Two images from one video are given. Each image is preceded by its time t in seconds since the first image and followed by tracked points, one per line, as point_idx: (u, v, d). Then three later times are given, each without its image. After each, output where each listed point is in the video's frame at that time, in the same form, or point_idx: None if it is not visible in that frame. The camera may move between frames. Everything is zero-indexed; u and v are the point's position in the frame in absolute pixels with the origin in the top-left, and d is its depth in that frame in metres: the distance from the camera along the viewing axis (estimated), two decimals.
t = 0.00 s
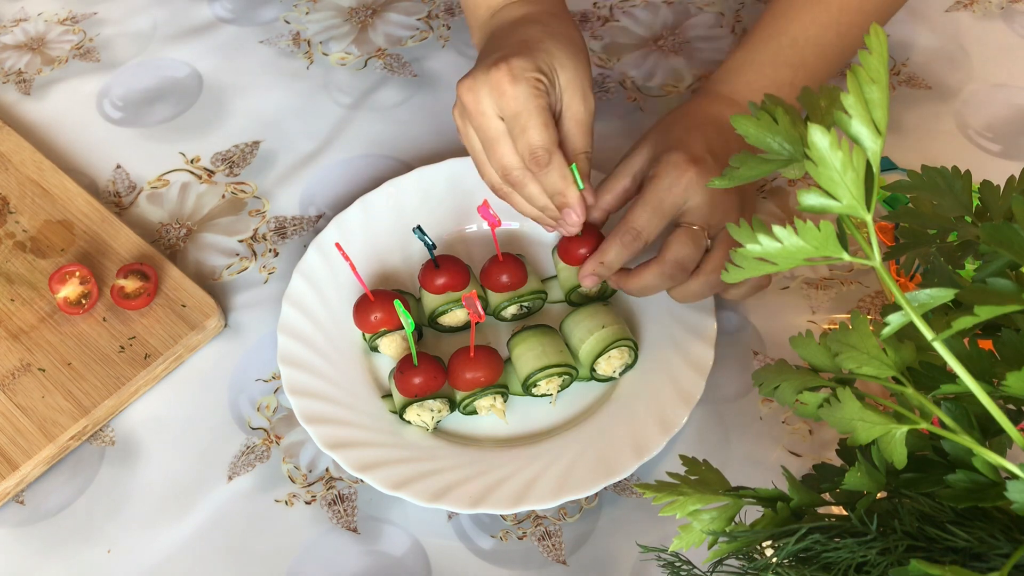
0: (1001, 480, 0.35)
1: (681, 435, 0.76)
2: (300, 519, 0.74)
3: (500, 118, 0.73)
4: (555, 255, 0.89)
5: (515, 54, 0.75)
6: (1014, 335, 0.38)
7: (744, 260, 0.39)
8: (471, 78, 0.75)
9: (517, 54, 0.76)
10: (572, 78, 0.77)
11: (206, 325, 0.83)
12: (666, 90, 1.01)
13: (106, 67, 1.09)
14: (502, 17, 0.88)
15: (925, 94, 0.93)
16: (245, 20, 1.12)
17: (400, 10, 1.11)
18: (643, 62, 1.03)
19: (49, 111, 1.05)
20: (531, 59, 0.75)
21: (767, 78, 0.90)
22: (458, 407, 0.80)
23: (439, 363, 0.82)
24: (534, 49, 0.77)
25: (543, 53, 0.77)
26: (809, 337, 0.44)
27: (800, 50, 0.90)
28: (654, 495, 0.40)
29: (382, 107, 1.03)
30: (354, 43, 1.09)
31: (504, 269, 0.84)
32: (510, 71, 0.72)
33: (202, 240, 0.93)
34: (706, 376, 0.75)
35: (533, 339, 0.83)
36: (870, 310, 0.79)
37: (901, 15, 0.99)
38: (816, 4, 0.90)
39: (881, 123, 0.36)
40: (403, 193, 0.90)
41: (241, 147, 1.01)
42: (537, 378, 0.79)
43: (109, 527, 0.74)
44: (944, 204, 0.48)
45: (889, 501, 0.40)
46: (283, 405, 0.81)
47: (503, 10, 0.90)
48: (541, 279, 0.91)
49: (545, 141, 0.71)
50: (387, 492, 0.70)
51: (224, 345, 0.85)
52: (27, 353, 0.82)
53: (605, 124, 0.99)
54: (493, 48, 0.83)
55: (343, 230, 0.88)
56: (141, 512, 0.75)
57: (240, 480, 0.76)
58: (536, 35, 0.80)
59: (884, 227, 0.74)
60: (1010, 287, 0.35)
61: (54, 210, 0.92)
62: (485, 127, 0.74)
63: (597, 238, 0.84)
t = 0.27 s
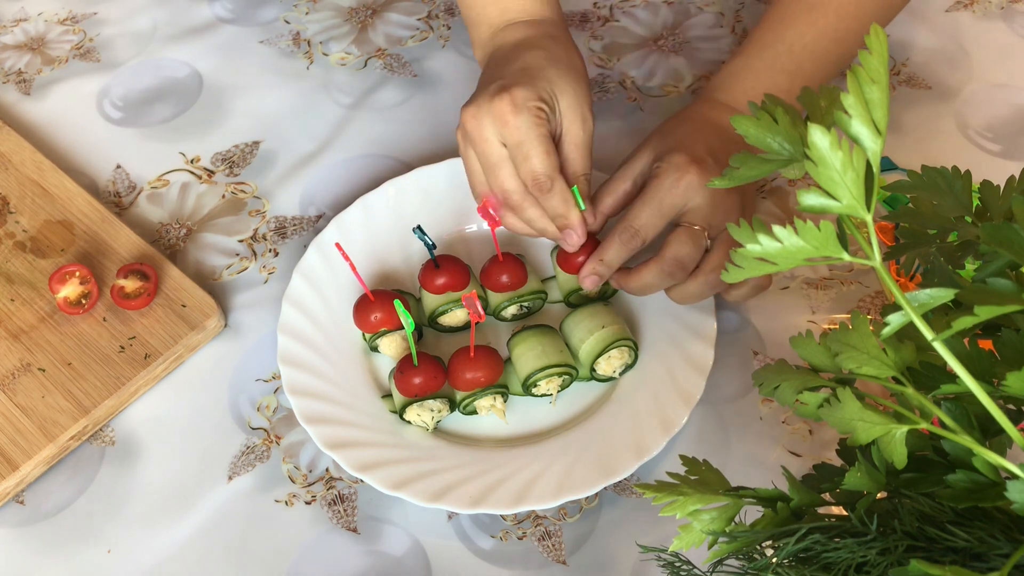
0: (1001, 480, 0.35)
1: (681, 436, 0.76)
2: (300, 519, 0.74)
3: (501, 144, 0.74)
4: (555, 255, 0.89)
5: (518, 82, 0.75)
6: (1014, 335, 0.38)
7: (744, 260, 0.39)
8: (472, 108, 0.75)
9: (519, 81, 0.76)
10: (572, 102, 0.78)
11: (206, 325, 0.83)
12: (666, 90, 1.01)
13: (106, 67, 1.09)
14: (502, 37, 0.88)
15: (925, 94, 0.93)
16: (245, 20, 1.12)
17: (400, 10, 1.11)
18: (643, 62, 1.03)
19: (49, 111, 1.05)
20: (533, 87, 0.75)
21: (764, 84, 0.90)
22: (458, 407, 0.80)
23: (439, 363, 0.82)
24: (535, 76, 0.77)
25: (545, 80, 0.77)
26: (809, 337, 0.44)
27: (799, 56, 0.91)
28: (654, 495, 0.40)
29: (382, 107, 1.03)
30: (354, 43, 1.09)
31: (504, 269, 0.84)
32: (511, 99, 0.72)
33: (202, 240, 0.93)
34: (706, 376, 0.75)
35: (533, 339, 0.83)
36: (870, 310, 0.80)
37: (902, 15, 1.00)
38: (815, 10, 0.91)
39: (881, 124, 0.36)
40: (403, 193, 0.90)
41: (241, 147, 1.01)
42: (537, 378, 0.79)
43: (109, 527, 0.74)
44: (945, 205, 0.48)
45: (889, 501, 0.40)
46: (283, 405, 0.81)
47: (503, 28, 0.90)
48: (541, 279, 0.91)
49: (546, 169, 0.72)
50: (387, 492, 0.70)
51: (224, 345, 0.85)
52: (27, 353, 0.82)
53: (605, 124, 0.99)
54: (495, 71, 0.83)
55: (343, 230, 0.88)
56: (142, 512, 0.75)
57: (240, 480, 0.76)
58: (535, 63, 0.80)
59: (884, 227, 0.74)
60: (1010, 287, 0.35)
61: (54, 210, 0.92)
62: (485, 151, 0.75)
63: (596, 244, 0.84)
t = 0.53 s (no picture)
0: (1001, 480, 0.35)
1: (681, 436, 0.76)
2: (300, 519, 0.74)
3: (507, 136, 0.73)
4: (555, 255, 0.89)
5: (530, 73, 0.75)
6: (1014, 335, 0.38)
7: (744, 260, 0.39)
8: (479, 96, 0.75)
9: (531, 73, 0.75)
10: (584, 100, 0.77)
11: (206, 325, 0.83)
12: (666, 90, 1.01)
13: (106, 67, 1.09)
14: (508, 32, 0.89)
15: (925, 94, 0.93)
16: (245, 20, 1.12)
17: (400, 10, 1.11)
18: (643, 62, 1.03)
19: (49, 111, 1.05)
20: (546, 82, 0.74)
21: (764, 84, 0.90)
22: (458, 407, 0.80)
23: (439, 363, 0.82)
24: (548, 69, 0.77)
25: (560, 75, 0.76)
26: (808, 337, 0.44)
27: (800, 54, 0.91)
28: (654, 496, 0.40)
29: (382, 107, 1.03)
30: (354, 43, 1.09)
31: (504, 269, 0.84)
32: (523, 89, 0.71)
33: (202, 240, 0.93)
34: (707, 376, 0.75)
35: (533, 340, 0.83)
36: (870, 310, 0.80)
37: (902, 15, 0.99)
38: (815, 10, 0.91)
39: (881, 124, 0.36)
40: (403, 193, 0.90)
41: (241, 147, 1.01)
42: (537, 379, 0.79)
43: (109, 527, 0.74)
44: (945, 205, 0.48)
45: (889, 501, 0.40)
46: (283, 405, 0.81)
47: (509, 23, 0.90)
48: (541, 279, 0.91)
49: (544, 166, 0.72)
50: (387, 492, 0.70)
51: (224, 345, 0.85)
52: (27, 353, 0.82)
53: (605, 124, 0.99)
54: (504, 64, 0.82)
55: (343, 230, 0.88)
56: (142, 512, 0.75)
57: (240, 480, 0.76)
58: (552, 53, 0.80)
59: (884, 227, 0.74)
60: (1010, 287, 0.35)
61: (53, 210, 0.92)
62: (492, 143, 0.74)
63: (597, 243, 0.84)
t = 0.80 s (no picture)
0: (1001, 480, 0.35)
1: (681, 436, 0.76)
2: (300, 519, 0.74)
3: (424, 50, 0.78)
4: (555, 255, 0.89)
5: None
6: (1014, 335, 0.38)
7: (744, 260, 0.39)
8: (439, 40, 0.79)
9: None
10: None
11: (206, 325, 0.83)
12: (666, 90, 1.01)
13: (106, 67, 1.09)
14: None
15: (925, 94, 0.93)
16: (245, 20, 1.12)
17: (400, 10, 1.11)
18: (643, 62, 1.04)
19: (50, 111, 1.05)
20: None
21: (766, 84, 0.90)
22: (458, 407, 0.80)
23: (439, 363, 0.82)
24: None
25: None
26: (809, 337, 0.44)
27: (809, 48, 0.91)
28: (654, 496, 0.40)
29: (382, 107, 1.03)
30: (355, 43, 1.09)
31: (504, 268, 0.84)
32: None
33: (202, 240, 0.93)
34: (707, 376, 0.75)
35: (533, 339, 0.83)
36: (870, 310, 0.80)
37: (901, 16, 1.00)
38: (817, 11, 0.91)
39: (881, 123, 0.36)
40: (403, 193, 0.90)
41: (241, 147, 1.01)
42: (537, 378, 0.79)
43: (109, 526, 0.74)
44: (945, 205, 0.48)
45: (889, 501, 0.40)
46: (283, 405, 0.81)
47: None
48: (541, 279, 0.91)
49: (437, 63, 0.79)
50: (387, 492, 0.70)
51: (223, 345, 0.85)
52: (27, 353, 0.82)
53: (605, 124, 0.99)
54: None
55: (344, 230, 0.88)
56: (142, 512, 0.75)
57: (240, 480, 0.76)
58: None
59: (884, 227, 0.74)
60: (1009, 287, 0.35)
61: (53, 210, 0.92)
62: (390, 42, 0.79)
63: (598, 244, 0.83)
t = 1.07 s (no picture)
0: (1001, 481, 0.35)
1: (681, 435, 0.76)
2: (300, 519, 0.74)
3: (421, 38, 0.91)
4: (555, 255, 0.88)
5: None
6: (1014, 335, 0.38)
7: (744, 260, 0.39)
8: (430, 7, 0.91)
9: None
10: None
11: (206, 325, 0.83)
12: (666, 90, 1.01)
13: (106, 67, 1.09)
14: None
15: (925, 94, 0.93)
16: (245, 20, 1.12)
17: (400, 10, 1.11)
18: (643, 62, 1.03)
19: (49, 111, 1.05)
20: None
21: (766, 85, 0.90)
22: (458, 407, 0.80)
23: (439, 363, 0.82)
24: None
25: None
26: (809, 337, 0.44)
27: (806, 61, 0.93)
28: (654, 496, 0.40)
29: (382, 107, 1.03)
30: (355, 43, 1.09)
31: (504, 268, 0.84)
32: None
33: (202, 240, 0.93)
34: (706, 376, 0.75)
35: (533, 339, 0.83)
36: (870, 310, 0.80)
37: (901, 16, 1.00)
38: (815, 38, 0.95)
39: (881, 124, 0.36)
40: (403, 193, 0.90)
41: (241, 147, 1.01)
42: (536, 378, 0.79)
43: (109, 526, 0.74)
44: (945, 204, 0.48)
45: (889, 501, 0.40)
46: (283, 405, 0.81)
47: None
48: (541, 279, 0.90)
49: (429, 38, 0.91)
50: (387, 492, 0.70)
51: (223, 345, 0.85)
52: (27, 353, 0.82)
53: (605, 124, 0.99)
54: None
55: (344, 230, 0.88)
56: (142, 511, 0.75)
57: (240, 480, 0.76)
58: None
59: (884, 227, 0.74)
60: (1009, 287, 0.35)
61: (53, 210, 0.91)
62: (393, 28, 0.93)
63: (597, 242, 0.83)
